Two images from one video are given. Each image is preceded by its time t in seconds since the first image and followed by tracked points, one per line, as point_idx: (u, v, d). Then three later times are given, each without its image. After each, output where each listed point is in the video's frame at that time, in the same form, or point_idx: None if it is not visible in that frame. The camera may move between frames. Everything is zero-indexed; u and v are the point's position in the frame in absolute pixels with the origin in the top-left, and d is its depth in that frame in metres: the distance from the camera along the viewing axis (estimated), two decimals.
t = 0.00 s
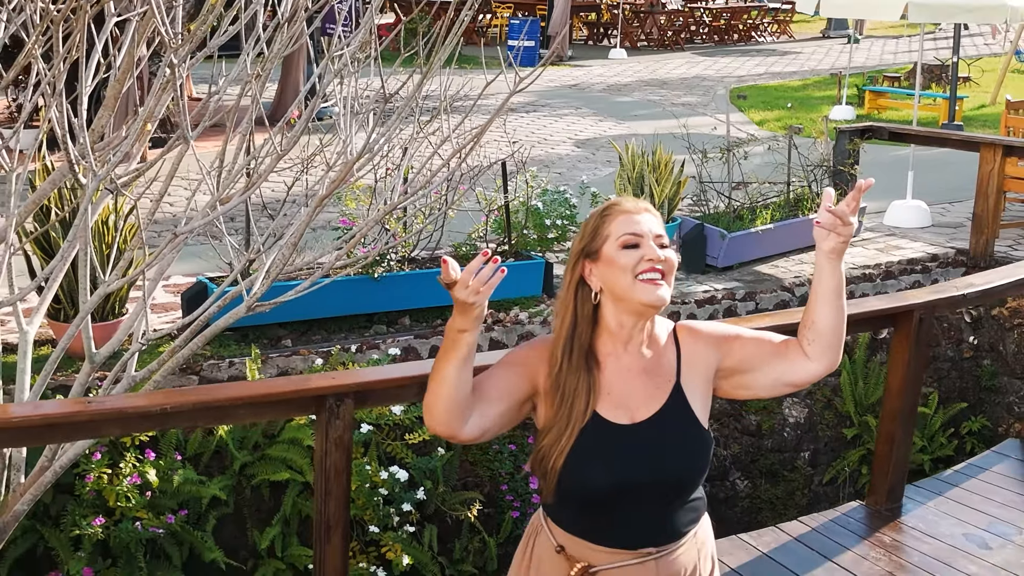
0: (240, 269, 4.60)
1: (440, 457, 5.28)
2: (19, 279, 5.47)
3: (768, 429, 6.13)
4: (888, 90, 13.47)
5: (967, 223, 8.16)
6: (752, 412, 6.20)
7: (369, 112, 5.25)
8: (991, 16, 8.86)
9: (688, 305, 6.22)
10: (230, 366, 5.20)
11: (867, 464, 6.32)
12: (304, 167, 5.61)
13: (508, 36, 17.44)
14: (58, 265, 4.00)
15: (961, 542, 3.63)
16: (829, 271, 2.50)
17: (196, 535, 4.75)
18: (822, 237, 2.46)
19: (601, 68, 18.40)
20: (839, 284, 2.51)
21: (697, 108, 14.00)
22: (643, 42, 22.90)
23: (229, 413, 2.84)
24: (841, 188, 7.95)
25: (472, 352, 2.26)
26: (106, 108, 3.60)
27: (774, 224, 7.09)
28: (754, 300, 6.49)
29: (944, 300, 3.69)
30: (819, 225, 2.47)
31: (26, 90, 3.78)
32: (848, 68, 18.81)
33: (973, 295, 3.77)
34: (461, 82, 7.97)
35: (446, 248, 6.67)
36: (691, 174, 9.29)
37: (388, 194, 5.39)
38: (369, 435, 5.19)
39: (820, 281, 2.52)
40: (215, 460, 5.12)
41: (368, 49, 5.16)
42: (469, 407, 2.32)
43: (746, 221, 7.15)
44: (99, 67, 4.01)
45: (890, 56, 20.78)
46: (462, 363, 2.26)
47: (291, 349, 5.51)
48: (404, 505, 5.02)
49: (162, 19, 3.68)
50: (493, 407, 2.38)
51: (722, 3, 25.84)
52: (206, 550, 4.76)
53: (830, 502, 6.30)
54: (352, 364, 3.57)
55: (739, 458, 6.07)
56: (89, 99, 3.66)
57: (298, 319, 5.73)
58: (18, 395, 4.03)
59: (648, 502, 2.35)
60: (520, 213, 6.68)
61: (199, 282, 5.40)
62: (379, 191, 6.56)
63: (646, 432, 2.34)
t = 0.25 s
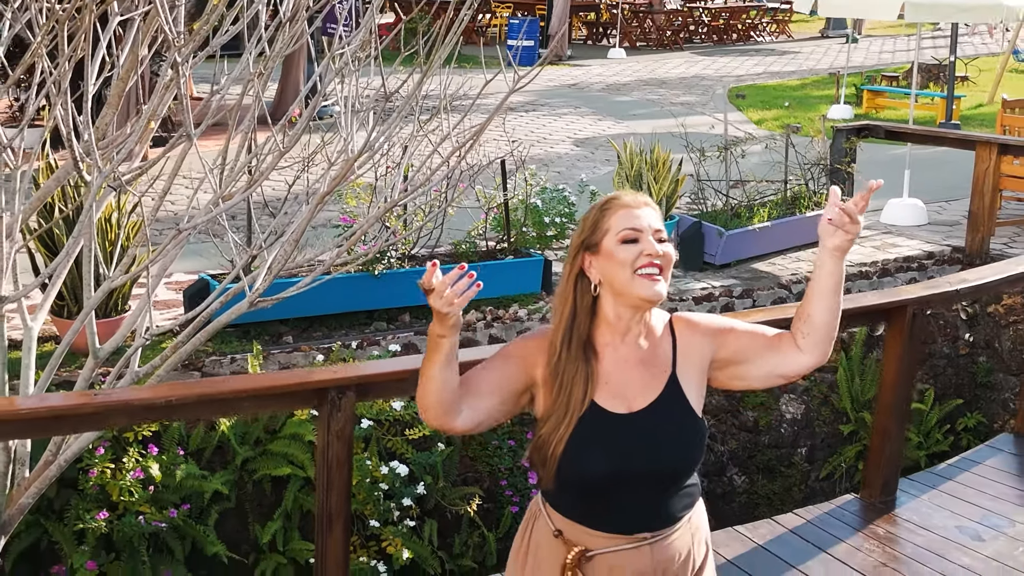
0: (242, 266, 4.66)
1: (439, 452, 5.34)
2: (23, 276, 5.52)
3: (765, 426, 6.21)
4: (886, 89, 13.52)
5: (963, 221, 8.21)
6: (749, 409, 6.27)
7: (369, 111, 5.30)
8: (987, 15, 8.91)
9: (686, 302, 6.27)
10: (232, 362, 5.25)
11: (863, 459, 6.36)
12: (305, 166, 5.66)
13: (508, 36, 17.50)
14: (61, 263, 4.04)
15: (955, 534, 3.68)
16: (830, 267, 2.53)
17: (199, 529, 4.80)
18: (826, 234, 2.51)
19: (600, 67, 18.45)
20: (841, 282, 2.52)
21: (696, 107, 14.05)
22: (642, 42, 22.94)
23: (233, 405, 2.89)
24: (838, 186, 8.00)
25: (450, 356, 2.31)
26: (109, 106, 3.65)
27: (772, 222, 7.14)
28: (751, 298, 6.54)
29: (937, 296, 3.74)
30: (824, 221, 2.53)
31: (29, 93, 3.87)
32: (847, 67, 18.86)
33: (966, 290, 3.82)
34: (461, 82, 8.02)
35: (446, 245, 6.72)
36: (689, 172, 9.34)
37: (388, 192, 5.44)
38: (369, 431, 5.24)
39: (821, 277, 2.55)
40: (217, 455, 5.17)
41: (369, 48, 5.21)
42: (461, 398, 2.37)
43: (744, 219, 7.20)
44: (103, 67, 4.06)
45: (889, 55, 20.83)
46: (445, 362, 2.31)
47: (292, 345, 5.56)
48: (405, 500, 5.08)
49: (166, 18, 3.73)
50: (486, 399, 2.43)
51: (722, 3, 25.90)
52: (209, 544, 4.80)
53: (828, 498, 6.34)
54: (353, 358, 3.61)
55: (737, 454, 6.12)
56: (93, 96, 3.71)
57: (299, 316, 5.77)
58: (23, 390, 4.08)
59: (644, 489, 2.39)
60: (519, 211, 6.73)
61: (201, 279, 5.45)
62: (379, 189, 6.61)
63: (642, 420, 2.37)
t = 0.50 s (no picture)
0: (243, 263, 4.73)
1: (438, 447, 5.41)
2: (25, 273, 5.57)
3: (761, 422, 6.28)
4: (882, 89, 13.58)
5: (958, 219, 8.27)
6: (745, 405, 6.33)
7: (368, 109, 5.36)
8: (982, 14, 8.96)
9: (682, 299, 6.33)
10: (233, 358, 5.30)
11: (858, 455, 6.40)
12: (305, 164, 5.71)
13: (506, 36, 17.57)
14: (65, 258, 4.09)
15: (946, 526, 3.74)
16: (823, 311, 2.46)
17: (200, 523, 4.85)
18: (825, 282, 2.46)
19: (598, 67, 18.51)
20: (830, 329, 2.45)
21: (694, 107, 14.11)
22: (640, 42, 23.00)
23: (235, 398, 2.94)
24: (834, 185, 8.05)
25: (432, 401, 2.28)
26: (112, 104, 3.70)
27: (768, 219, 7.20)
28: (747, 295, 6.60)
29: (929, 291, 3.79)
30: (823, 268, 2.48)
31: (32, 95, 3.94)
32: (844, 67, 18.92)
33: (958, 285, 3.87)
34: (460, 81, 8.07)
35: (444, 243, 6.77)
36: (686, 171, 9.39)
37: (387, 189, 5.49)
38: (369, 426, 5.29)
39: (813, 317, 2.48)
40: (218, 450, 5.22)
41: (368, 47, 5.27)
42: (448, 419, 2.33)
43: (740, 217, 7.25)
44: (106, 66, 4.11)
45: (886, 55, 20.90)
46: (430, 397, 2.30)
47: (292, 341, 5.61)
48: (404, 494, 5.14)
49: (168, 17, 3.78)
50: (468, 412, 2.39)
51: (719, 3, 25.97)
52: (210, 537, 4.84)
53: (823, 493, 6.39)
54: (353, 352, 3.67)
55: (733, 449, 6.18)
56: (96, 96, 3.77)
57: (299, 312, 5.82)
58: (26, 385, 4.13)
59: (640, 485, 2.34)
60: (517, 209, 6.78)
61: (202, 277, 5.51)
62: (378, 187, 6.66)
63: (634, 420, 2.32)
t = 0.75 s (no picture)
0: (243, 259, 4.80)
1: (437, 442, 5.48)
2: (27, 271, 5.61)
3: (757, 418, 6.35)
4: (878, 88, 13.63)
5: (953, 217, 8.32)
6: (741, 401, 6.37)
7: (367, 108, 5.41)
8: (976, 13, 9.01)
9: (679, 297, 6.38)
10: (233, 354, 5.34)
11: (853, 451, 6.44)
12: (304, 162, 5.76)
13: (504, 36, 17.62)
14: (67, 255, 4.15)
15: (937, 518, 3.78)
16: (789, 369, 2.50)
17: (200, 518, 4.89)
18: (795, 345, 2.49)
19: (596, 66, 18.56)
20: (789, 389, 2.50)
21: (691, 106, 14.16)
22: (637, 41, 23.06)
23: (236, 391, 2.99)
24: (829, 183, 8.11)
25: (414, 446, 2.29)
26: (114, 102, 3.74)
27: (764, 217, 7.25)
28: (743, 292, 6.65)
29: (921, 286, 3.84)
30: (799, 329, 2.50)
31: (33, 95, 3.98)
32: (841, 66, 18.99)
33: (949, 281, 3.92)
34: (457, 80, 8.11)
35: (442, 241, 6.82)
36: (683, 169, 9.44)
37: (385, 187, 5.54)
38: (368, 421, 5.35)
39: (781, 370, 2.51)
40: (218, 446, 5.26)
41: (366, 46, 5.32)
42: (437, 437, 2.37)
43: (736, 214, 7.30)
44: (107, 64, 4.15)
45: (882, 54, 20.96)
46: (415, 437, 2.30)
47: (291, 338, 5.66)
48: (403, 488, 5.20)
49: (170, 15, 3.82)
50: (456, 419, 2.40)
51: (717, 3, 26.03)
52: (211, 532, 4.89)
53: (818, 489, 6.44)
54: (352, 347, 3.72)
55: (728, 445, 6.23)
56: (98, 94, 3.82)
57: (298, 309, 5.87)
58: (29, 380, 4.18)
59: (625, 467, 2.35)
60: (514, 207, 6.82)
61: (202, 274, 5.55)
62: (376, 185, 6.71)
63: (621, 402, 2.33)
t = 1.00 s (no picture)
0: (242, 254, 4.84)
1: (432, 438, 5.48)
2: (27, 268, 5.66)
3: (750, 413, 6.38)
4: (872, 87, 13.70)
5: (945, 215, 8.38)
6: (735, 397, 6.42)
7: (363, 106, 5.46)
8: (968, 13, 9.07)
9: (673, 294, 6.43)
10: (230, 350, 5.39)
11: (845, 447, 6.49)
12: (301, 160, 5.81)
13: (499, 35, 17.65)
14: (66, 251, 4.18)
15: (925, 510, 3.84)
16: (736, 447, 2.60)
17: (198, 512, 4.94)
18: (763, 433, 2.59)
19: (591, 66, 18.62)
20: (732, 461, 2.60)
21: (686, 105, 14.23)
22: (632, 41, 23.12)
23: (235, 383, 3.04)
24: (822, 181, 8.17)
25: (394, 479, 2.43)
26: (113, 100, 3.79)
27: (758, 215, 7.31)
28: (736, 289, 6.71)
29: (909, 282, 3.90)
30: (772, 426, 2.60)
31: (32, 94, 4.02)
32: (835, 66, 19.06)
33: (938, 276, 3.98)
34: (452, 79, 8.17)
35: (438, 238, 6.87)
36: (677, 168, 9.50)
37: (381, 184, 5.59)
38: (364, 417, 5.39)
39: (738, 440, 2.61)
40: (216, 441, 5.29)
41: (362, 46, 5.37)
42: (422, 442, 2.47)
43: (729, 212, 7.35)
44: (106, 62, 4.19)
45: (877, 54, 21.04)
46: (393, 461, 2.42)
47: (289, 334, 5.71)
48: (400, 484, 5.27)
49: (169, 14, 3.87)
50: (439, 414, 2.48)
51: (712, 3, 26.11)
52: (208, 527, 4.94)
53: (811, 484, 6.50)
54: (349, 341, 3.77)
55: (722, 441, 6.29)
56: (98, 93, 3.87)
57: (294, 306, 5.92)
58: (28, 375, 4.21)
59: (593, 452, 2.41)
60: (510, 204, 6.87)
61: (200, 271, 5.60)
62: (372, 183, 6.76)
63: (592, 388, 2.39)
